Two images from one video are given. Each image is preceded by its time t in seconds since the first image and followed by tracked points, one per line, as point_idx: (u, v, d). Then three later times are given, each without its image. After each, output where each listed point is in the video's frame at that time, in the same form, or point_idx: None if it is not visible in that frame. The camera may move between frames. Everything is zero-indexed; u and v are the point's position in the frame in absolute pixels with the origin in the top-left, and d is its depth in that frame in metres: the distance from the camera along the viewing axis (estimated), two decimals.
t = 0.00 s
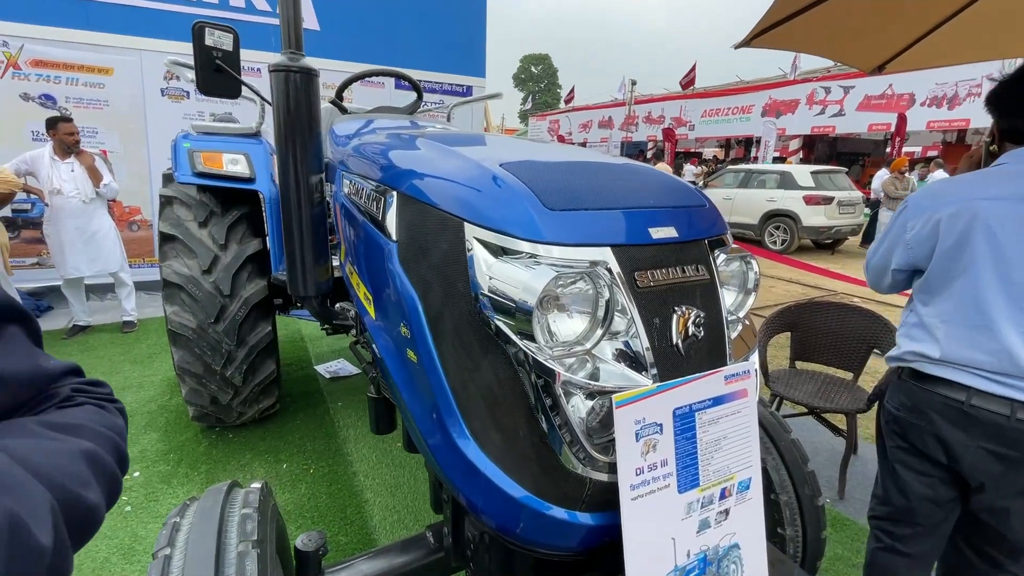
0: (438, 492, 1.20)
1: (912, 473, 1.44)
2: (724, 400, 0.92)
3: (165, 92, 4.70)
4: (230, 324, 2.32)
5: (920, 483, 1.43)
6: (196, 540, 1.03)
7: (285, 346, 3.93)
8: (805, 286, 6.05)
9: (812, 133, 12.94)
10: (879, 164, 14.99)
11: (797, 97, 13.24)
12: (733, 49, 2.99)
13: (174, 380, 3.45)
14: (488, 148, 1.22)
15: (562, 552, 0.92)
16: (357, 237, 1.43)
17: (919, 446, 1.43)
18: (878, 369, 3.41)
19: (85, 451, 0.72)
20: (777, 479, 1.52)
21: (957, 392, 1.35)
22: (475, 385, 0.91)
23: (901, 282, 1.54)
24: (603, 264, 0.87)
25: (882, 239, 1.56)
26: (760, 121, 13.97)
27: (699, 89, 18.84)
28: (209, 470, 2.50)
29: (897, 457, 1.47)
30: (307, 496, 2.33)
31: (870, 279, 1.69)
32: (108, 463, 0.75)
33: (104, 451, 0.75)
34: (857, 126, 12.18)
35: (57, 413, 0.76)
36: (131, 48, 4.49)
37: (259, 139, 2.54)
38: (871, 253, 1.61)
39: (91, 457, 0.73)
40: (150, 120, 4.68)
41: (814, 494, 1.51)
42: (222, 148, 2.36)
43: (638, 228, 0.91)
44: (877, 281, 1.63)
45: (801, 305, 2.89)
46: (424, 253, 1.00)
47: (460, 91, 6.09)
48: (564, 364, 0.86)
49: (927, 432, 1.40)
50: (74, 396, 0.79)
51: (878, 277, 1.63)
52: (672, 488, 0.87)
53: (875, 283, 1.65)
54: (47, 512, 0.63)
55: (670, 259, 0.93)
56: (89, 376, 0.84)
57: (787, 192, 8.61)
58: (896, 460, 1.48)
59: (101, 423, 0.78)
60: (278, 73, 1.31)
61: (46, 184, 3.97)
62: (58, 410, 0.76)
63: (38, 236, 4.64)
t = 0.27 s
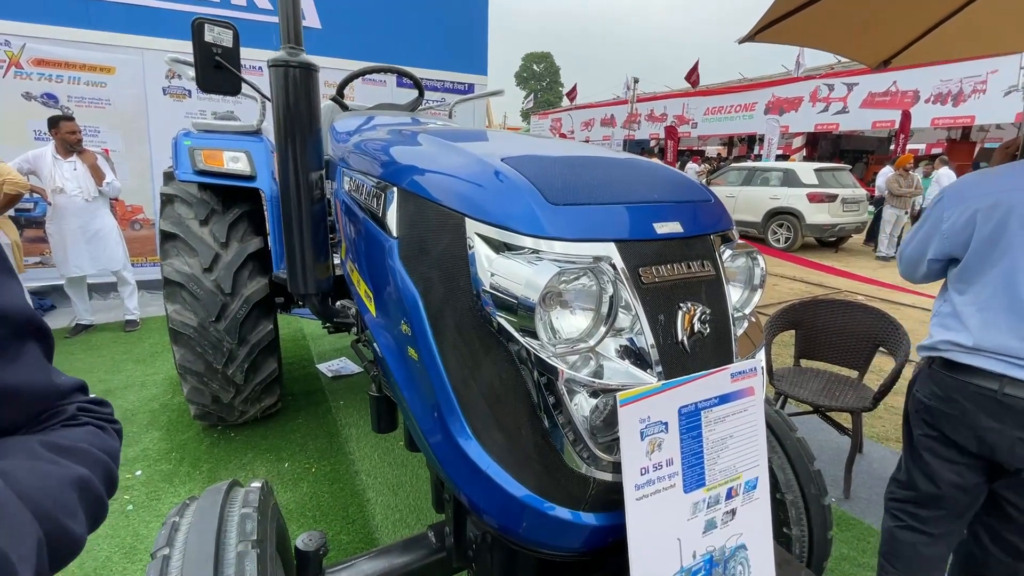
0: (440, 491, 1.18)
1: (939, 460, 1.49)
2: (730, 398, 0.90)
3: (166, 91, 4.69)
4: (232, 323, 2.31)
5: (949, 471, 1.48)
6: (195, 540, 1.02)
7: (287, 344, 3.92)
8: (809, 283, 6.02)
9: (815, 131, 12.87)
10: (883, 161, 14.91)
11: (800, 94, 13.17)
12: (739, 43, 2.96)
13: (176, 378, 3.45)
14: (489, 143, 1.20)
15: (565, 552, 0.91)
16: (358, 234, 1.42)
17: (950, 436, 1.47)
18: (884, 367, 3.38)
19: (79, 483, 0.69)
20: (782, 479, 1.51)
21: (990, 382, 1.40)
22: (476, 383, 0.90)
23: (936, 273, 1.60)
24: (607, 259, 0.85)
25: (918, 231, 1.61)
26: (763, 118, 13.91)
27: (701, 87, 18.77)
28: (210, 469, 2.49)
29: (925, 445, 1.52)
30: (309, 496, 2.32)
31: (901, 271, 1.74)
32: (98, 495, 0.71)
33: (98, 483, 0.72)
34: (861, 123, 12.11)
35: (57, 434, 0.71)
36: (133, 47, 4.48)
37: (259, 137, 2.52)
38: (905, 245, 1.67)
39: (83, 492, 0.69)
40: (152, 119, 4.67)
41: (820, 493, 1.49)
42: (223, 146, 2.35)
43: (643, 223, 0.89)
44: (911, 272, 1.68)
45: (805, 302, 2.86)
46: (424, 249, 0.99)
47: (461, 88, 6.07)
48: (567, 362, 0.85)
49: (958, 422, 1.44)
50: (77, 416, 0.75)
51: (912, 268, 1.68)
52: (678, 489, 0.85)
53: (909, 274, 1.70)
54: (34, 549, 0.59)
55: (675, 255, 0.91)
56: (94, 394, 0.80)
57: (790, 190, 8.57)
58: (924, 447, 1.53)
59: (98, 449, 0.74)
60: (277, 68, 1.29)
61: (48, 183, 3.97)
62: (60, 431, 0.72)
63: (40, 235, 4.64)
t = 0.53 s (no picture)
0: (445, 490, 1.17)
1: (952, 451, 1.52)
2: (741, 395, 0.89)
3: (168, 89, 4.68)
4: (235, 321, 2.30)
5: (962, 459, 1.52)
6: (198, 540, 1.01)
7: (289, 343, 3.91)
8: (813, 281, 6.00)
9: (818, 128, 12.83)
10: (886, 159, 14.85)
11: (802, 92, 13.13)
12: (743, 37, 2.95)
13: (178, 377, 3.44)
14: (494, 137, 1.19)
15: (574, 552, 0.89)
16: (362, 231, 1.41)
17: (967, 428, 1.47)
18: (889, 365, 3.36)
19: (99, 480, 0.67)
20: (790, 477, 1.49)
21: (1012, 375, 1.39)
22: (483, 381, 0.88)
23: (967, 264, 1.56)
24: (616, 254, 0.84)
25: (953, 221, 1.58)
26: (765, 116, 13.88)
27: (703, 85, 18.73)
28: (212, 467, 2.48)
29: (942, 437, 1.53)
30: (312, 494, 2.31)
31: (929, 264, 1.70)
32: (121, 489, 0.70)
33: (117, 475, 0.71)
34: (864, 121, 12.07)
35: (74, 430, 0.70)
36: (134, 46, 4.48)
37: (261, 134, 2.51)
38: (937, 236, 1.63)
39: (105, 490, 0.67)
40: (153, 117, 4.67)
41: (829, 492, 1.48)
42: (225, 144, 2.34)
43: (653, 217, 0.88)
44: (939, 263, 1.65)
45: (810, 300, 2.85)
46: (429, 245, 0.97)
47: (463, 86, 6.06)
48: (576, 358, 0.83)
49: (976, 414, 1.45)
50: (93, 411, 0.74)
51: (940, 260, 1.65)
52: (689, 487, 0.84)
53: (936, 266, 1.66)
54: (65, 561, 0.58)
55: (685, 250, 0.90)
56: (109, 387, 0.78)
57: (793, 188, 8.55)
58: (939, 439, 1.54)
59: (116, 443, 0.73)
60: (280, 63, 1.28)
61: (50, 182, 3.96)
62: (78, 426, 0.71)
63: (43, 235, 4.63)
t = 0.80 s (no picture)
0: (448, 491, 1.15)
1: (961, 445, 1.50)
2: (751, 395, 0.87)
3: (168, 88, 4.66)
4: (235, 320, 2.28)
5: (968, 454, 1.50)
6: (198, 542, 0.99)
7: (290, 343, 3.90)
8: (815, 280, 5.98)
9: (819, 127, 12.80)
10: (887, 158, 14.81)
11: (803, 91, 13.10)
12: (746, 34, 2.93)
13: (178, 377, 3.42)
14: (497, 133, 1.17)
15: (580, 554, 0.88)
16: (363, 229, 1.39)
17: (975, 421, 1.45)
18: (893, 364, 3.34)
19: (85, 482, 0.68)
20: (797, 477, 1.48)
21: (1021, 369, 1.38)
22: (487, 380, 0.87)
23: (980, 258, 1.55)
24: (623, 251, 0.82)
25: (967, 214, 1.56)
26: (766, 115, 13.85)
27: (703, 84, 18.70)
28: (212, 468, 2.47)
29: (949, 430, 1.52)
30: (313, 495, 2.29)
31: (941, 258, 1.69)
32: (105, 491, 0.71)
33: (103, 476, 0.71)
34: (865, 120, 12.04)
35: (61, 429, 0.71)
36: (134, 44, 4.46)
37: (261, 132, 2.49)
38: (950, 229, 1.62)
39: (90, 495, 0.67)
40: (154, 116, 4.65)
41: (836, 492, 1.46)
42: (225, 142, 2.32)
43: (661, 213, 0.86)
44: (950, 258, 1.63)
45: (813, 298, 2.83)
46: (432, 243, 0.96)
47: (464, 85, 6.04)
48: (583, 357, 0.82)
49: (984, 408, 1.43)
50: (80, 409, 0.74)
51: (952, 254, 1.63)
52: (698, 488, 0.82)
53: (947, 260, 1.65)
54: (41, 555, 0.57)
55: (693, 246, 0.88)
56: (96, 383, 0.78)
57: (794, 186, 8.52)
58: (947, 432, 1.52)
59: (103, 443, 0.74)
60: (280, 58, 1.26)
61: (50, 181, 3.94)
62: (64, 425, 0.71)
63: (42, 234, 4.62)
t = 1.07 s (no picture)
0: (449, 493, 1.14)
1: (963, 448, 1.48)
2: (756, 395, 0.86)
3: (168, 89, 4.65)
4: (234, 321, 2.27)
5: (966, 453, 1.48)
6: (195, 545, 0.98)
7: (290, 343, 3.89)
8: (816, 280, 5.96)
9: (819, 127, 12.79)
10: (887, 158, 14.79)
11: (804, 90, 13.09)
12: (748, 32, 2.92)
13: (178, 378, 3.41)
14: (497, 131, 1.15)
15: (582, 558, 0.86)
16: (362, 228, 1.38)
17: (977, 424, 1.44)
18: (896, 364, 3.33)
19: (80, 478, 0.67)
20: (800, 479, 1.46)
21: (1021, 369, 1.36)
22: (487, 380, 0.85)
23: (976, 257, 1.53)
24: (627, 249, 0.81)
25: (962, 214, 1.55)
26: (766, 115, 13.83)
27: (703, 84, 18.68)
28: (211, 469, 2.46)
29: (950, 433, 1.50)
30: (312, 496, 2.28)
31: (937, 257, 1.68)
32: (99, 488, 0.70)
33: (98, 473, 0.70)
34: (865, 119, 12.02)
35: (57, 425, 0.69)
36: (133, 45, 4.45)
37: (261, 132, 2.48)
38: (946, 228, 1.60)
39: (86, 494, 0.66)
40: (153, 117, 4.64)
41: (840, 493, 1.45)
42: (224, 141, 2.31)
43: (665, 211, 0.85)
44: (946, 257, 1.62)
45: (815, 299, 2.81)
46: (431, 242, 0.94)
47: (464, 85, 6.04)
48: (585, 357, 0.80)
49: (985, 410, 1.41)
50: (75, 404, 0.72)
51: (947, 254, 1.62)
52: (703, 490, 0.81)
53: (943, 259, 1.64)
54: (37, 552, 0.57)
55: (696, 245, 0.87)
56: (91, 377, 0.77)
57: (794, 186, 8.51)
58: (948, 436, 1.50)
59: (98, 439, 0.73)
60: (278, 55, 1.25)
61: (49, 182, 3.93)
62: (60, 421, 0.70)
63: (42, 235, 4.61)
